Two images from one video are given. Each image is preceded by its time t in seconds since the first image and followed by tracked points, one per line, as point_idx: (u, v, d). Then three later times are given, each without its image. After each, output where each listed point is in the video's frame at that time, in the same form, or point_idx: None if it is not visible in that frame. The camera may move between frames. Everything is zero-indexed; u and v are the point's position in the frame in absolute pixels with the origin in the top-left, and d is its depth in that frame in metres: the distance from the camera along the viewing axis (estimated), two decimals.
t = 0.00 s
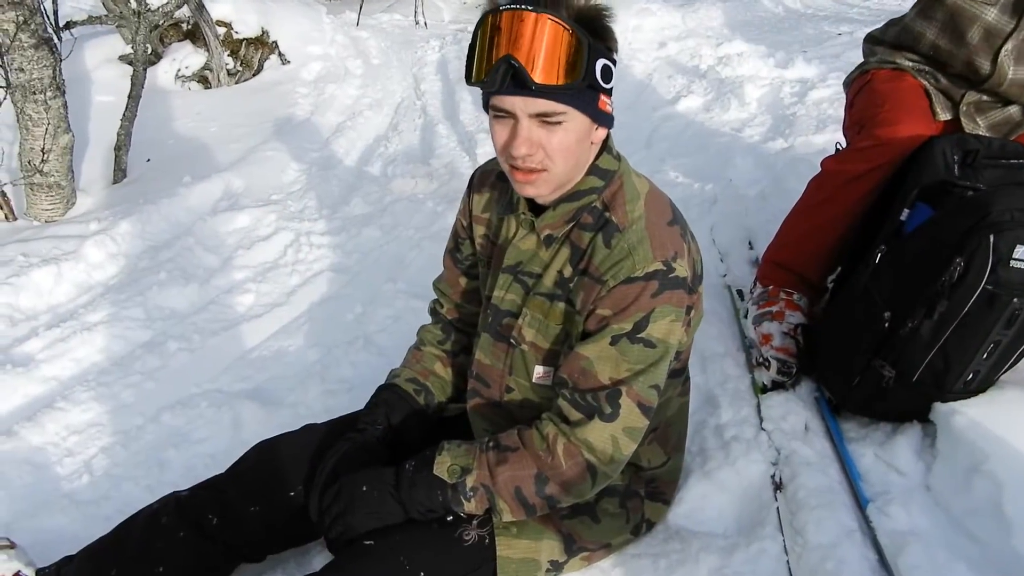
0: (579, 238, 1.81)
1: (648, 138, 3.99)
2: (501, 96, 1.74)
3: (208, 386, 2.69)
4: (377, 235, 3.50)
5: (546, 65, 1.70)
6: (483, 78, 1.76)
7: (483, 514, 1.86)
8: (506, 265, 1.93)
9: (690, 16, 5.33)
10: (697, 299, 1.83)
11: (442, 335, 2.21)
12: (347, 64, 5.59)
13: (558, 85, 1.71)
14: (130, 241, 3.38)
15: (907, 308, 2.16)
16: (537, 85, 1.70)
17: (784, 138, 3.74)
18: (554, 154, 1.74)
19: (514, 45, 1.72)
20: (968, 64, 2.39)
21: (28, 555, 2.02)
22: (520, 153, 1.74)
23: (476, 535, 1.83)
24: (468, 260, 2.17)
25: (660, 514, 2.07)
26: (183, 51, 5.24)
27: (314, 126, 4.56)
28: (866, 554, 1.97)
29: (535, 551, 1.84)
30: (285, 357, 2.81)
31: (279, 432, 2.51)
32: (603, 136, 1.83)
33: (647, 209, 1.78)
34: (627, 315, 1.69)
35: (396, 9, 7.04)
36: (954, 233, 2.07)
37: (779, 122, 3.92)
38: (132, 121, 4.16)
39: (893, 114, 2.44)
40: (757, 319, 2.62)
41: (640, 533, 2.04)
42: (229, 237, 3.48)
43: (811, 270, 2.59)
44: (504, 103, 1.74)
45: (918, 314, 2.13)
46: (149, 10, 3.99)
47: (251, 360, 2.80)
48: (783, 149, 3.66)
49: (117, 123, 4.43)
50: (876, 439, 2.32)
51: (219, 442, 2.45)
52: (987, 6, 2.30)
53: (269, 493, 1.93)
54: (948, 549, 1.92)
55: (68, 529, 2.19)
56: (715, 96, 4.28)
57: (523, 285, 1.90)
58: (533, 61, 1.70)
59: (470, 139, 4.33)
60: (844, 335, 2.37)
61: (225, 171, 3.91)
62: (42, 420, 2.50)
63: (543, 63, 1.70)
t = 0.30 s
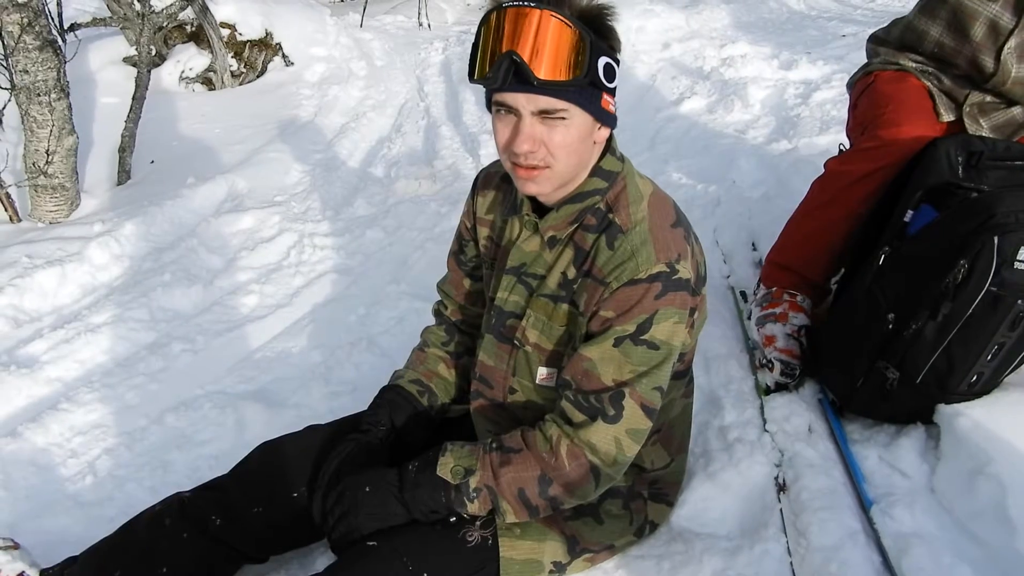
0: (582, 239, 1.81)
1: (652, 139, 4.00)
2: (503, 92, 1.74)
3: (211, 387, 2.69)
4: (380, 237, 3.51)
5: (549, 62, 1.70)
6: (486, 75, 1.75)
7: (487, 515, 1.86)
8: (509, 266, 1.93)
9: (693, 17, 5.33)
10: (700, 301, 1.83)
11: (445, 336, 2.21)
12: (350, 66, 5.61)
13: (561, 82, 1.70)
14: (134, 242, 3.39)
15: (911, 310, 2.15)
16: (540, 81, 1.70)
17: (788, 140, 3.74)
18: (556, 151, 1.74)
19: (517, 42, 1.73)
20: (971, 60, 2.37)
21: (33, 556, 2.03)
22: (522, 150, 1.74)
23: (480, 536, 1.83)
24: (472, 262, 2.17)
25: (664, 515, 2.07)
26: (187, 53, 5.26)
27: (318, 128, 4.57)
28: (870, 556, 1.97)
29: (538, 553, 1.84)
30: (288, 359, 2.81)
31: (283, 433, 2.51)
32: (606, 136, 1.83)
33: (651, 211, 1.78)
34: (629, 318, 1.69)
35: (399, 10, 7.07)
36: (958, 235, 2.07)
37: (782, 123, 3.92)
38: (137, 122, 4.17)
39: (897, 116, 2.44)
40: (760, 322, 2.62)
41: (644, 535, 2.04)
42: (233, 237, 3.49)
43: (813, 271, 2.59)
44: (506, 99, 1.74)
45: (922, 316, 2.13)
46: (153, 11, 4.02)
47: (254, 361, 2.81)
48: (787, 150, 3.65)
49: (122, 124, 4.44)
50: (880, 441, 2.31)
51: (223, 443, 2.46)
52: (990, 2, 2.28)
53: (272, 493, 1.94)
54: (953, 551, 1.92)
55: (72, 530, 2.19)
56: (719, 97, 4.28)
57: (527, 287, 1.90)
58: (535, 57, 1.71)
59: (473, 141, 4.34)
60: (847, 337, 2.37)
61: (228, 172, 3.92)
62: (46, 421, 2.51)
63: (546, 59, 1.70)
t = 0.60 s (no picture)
0: (585, 239, 1.80)
1: (654, 139, 3.99)
2: (507, 82, 1.74)
3: (213, 388, 2.69)
4: (382, 237, 3.50)
5: (552, 50, 1.70)
6: (488, 65, 1.75)
7: (489, 516, 1.85)
8: (511, 266, 1.93)
9: (695, 16, 5.33)
10: (702, 301, 1.82)
11: (448, 337, 2.21)
12: (352, 66, 5.62)
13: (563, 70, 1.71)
14: (136, 243, 3.40)
15: (914, 309, 2.15)
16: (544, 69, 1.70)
17: (791, 139, 3.73)
18: (561, 140, 1.73)
19: (519, 32, 1.73)
20: (968, 68, 2.38)
21: (34, 557, 2.03)
22: (526, 140, 1.73)
23: (482, 537, 1.83)
24: (474, 263, 2.17)
25: (666, 515, 2.06)
26: (189, 54, 5.26)
27: (320, 128, 4.58)
28: (874, 557, 1.96)
29: (540, 553, 1.84)
30: (290, 359, 2.81)
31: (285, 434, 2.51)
32: (608, 128, 1.83)
33: (653, 210, 1.77)
34: (631, 318, 1.69)
35: (401, 10, 7.07)
36: (962, 234, 2.06)
37: (785, 122, 3.91)
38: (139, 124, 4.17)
39: (881, 108, 2.46)
40: (762, 322, 2.61)
41: (646, 535, 2.03)
42: (235, 238, 3.49)
43: (814, 269, 2.58)
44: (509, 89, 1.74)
45: (925, 315, 2.11)
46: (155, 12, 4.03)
47: (256, 361, 2.81)
48: (789, 149, 3.65)
49: (124, 125, 4.44)
50: (883, 440, 2.30)
51: (224, 444, 2.45)
52: (986, 12, 2.27)
53: (275, 494, 1.93)
54: (956, 551, 1.91)
55: (73, 531, 2.20)
56: (721, 97, 4.27)
57: (529, 287, 1.90)
58: (538, 46, 1.71)
59: (475, 141, 4.34)
60: (850, 337, 2.35)
61: (230, 173, 3.92)
62: (48, 423, 2.51)
63: (549, 48, 1.70)
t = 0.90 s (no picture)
0: (584, 237, 1.79)
1: (654, 138, 3.98)
2: (504, 75, 1.74)
3: (213, 390, 2.69)
4: (382, 237, 3.50)
5: (550, 44, 1.70)
6: (486, 57, 1.75)
7: (489, 516, 1.85)
8: (511, 265, 1.92)
9: (695, 15, 5.32)
10: (702, 300, 1.82)
11: (447, 338, 2.21)
12: (351, 67, 5.62)
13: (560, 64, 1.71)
14: (136, 246, 3.40)
15: (915, 308, 2.14)
16: (541, 61, 1.70)
17: (791, 138, 3.72)
18: (558, 133, 1.72)
19: (517, 26, 1.73)
20: (970, 82, 2.42)
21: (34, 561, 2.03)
22: (522, 132, 1.72)
23: (482, 538, 1.83)
24: (474, 263, 2.16)
25: (666, 516, 2.06)
26: (189, 55, 5.26)
27: (320, 129, 4.58)
28: (875, 557, 1.95)
29: (541, 554, 1.83)
30: (290, 360, 2.81)
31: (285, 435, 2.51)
32: (606, 125, 1.82)
33: (652, 209, 1.77)
34: (630, 316, 1.68)
35: (401, 11, 7.08)
36: (962, 232, 2.05)
37: (785, 121, 3.90)
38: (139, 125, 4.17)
39: (889, 110, 2.44)
40: (762, 322, 2.60)
41: (647, 535, 2.02)
42: (235, 239, 3.49)
43: (816, 269, 2.58)
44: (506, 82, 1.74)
45: (926, 313, 2.11)
46: (154, 13, 4.03)
47: (257, 362, 2.81)
48: (789, 148, 3.64)
49: (124, 127, 4.45)
50: (884, 440, 2.29)
51: (224, 446, 2.45)
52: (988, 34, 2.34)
53: (276, 495, 1.93)
54: (958, 551, 1.91)
55: (74, 533, 2.20)
56: (721, 96, 4.26)
57: (528, 286, 1.89)
58: (535, 39, 1.71)
59: (475, 141, 4.34)
60: (851, 336, 2.35)
61: (230, 174, 3.93)
62: (49, 425, 2.51)
63: (547, 42, 1.70)
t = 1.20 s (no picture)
0: (581, 233, 1.79)
1: (653, 138, 3.98)
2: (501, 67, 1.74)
3: (212, 392, 2.69)
4: (381, 239, 3.50)
5: (547, 38, 1.70)
6: (483, 50, 1.76)
7: (487, 516, 1.85)
8: (508, 262, 1.92)
9: (694, 15, 5.32)
10: (700, 298, 1.82)
11: (445, 338, 2.21)
12: (351, 69, 5.62)
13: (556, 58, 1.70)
14: (136, 249, 3.41)
15: (914, 306, 2.13)
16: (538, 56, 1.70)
17: (790, 137, 3.72)
18: (555, 128, 1.72)
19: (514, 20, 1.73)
20: (958, 82, 2.46)
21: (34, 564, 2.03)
22: (519, 128, 1.73)
23: (480, 538, 1.82)
24: (471, 262, 2.16)
25: (665, 517, 2.05)
26: (188, 58, 5.27)
27: (319, 131, 4.58)
28: (874, 556, 1.95)
29: (539, 555, 1.83)
30: (289, 362, 2.81)
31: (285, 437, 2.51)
32: (604, 121, 1.82)
33: (650, 204, 1.77)
34: (627, 313, 1.68)
35: (400, 12, 7.09)
36: (960, 231, 2.05)
37: (784, 120, 3.90)
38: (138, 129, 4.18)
39: (877, 105, 2.46)
40: (760, 320, 2.60)
41: (646, 536, 2.02)
42: (235, 242, 3.50)
43: (813, 268, 2.57)
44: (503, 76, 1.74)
45: (925, 312, 2.10)
46: (153, 17, 4.04)
47: (256, 365, 2.81)
48: (788, 147, 3.64)
49: (124, 131, 4.46)
50: (884, 438, 2.29)
51: (224, 448, 2.46)
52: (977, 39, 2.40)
53: (275, 497, 1.93)
54: (958, 549, 1.90)
55: (73, 537, 2.20)
56: (720, 95, 4.26)
57: (525, 283, 1.89)
58: (532, 33, 1.71)
59: (474, 142, 4.34)
60: (849, 335, 2.34)
61: (230, 177, 3.93)
62: (48, 429, 2.52)
63: (544, 36, 1.70)
